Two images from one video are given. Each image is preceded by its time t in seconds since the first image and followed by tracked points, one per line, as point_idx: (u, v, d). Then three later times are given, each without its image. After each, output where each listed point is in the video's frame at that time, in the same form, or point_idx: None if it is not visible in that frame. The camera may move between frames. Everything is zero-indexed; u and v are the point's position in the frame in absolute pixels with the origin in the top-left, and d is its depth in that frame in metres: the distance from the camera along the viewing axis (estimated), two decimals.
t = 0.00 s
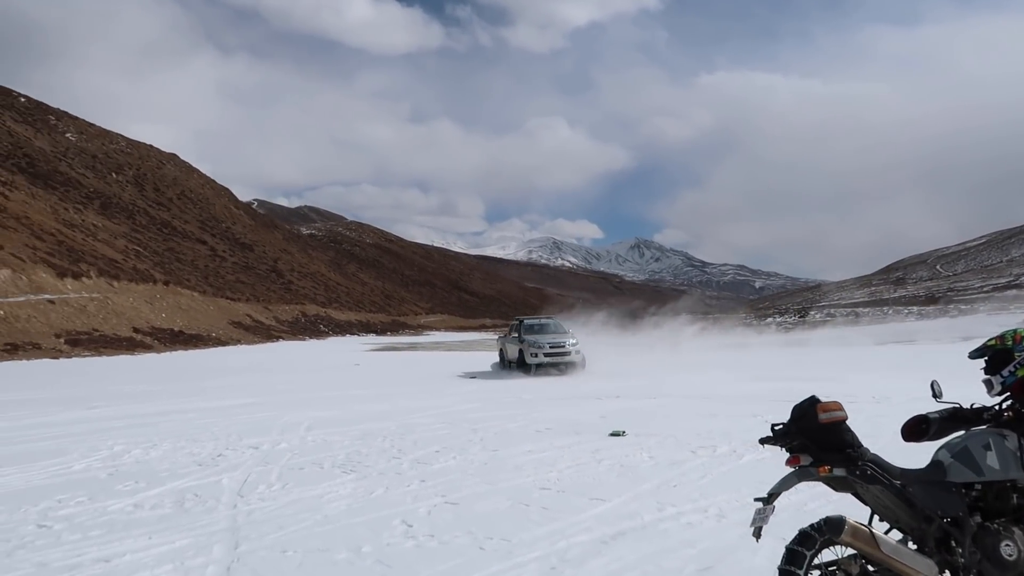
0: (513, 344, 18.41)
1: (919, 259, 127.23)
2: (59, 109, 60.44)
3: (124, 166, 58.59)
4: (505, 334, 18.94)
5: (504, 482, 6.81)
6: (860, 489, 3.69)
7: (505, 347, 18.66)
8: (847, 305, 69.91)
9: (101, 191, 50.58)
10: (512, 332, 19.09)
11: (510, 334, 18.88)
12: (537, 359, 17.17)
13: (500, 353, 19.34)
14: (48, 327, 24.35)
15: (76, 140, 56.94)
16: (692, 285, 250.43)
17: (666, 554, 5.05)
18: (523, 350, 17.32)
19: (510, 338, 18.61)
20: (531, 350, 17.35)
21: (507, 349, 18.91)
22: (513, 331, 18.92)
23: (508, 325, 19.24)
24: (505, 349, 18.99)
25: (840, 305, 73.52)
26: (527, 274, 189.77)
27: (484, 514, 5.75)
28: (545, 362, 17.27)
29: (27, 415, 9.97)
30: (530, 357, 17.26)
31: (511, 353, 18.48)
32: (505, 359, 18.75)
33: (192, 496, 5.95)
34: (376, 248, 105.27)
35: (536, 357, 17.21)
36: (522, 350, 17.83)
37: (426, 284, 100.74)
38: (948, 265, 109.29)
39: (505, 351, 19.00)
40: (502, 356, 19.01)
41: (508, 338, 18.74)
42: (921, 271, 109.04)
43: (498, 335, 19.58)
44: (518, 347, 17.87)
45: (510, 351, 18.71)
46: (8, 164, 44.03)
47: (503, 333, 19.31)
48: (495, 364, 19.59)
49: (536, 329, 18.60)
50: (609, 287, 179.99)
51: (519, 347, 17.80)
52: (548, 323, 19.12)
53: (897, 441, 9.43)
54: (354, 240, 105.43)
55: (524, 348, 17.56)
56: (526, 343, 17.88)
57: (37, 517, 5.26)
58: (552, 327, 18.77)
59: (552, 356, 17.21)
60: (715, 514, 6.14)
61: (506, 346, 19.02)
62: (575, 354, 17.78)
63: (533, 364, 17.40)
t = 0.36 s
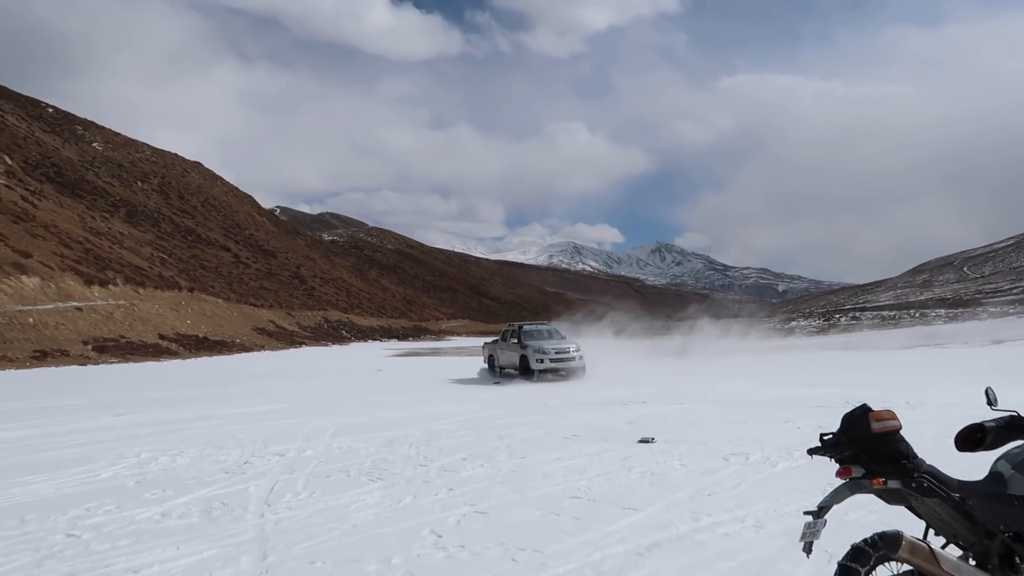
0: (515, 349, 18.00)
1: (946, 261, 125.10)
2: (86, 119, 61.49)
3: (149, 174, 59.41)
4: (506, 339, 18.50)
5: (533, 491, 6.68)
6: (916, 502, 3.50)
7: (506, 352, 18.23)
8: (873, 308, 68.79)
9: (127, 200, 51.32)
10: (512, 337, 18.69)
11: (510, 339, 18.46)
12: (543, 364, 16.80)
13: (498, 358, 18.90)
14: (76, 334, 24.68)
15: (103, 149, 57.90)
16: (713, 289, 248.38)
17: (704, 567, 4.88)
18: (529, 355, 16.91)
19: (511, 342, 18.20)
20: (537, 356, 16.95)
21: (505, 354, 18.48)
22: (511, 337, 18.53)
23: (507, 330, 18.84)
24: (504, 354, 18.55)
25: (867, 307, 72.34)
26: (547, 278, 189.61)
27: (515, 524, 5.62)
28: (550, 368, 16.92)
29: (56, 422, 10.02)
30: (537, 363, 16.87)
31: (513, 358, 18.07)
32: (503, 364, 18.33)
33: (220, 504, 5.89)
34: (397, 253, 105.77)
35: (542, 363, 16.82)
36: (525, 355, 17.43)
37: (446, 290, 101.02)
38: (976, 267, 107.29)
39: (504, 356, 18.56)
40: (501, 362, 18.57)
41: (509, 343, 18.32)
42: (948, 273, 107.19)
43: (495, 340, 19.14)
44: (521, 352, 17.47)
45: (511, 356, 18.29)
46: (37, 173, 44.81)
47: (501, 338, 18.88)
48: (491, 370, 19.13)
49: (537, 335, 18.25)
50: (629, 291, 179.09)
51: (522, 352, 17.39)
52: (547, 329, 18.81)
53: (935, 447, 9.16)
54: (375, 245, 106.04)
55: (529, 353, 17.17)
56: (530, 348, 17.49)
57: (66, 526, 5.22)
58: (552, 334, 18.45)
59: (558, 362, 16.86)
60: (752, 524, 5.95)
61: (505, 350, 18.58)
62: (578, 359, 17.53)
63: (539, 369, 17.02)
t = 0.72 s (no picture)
0: (514, 350, 17.70)
1: (968, 258, 123.27)
2: (106, 123, 62.21)
3: (168, 177, 59.96)
4: (503, 339, 18.15)
5: (554, 492, 6.58)
6: (958, 506, 3.36)
7: (504, 352, 17.89)
8: (894, 307, 67.83)
9: (146, 203, 51.82)
10: (507, 338, 18.37)
11: (507, 340, 18.13)
12: (547, 365, 16.58)
13: (492, 359, 18.51)
14: (96, 335, 24.90)
15: (121, 152, 58.52)
16: (730, 288, 246.62)
17: (732, 571, 4.75)
18: (532, 355, 16.63)
19: (509, 343, 17.87)
20: (540, 356, 16.70)
21: (501, 355, 18.15)
22: (504, 338, 18.22)
23: (501, 331, 18.49)
24: (500, 355, 18.20)
25: (887, 305, 71.32)
26: (563, 277, 189.34)
27: (537, 526, 5.52)
28: (552, 368, 16.73)
29: (76, 423, 10.07)
30: (539, 364, 16.62)
31: (511, 359, 17.75)
32: (499, 365, 18.00)
33: (238, 505, 5.84)
34: (412, 254, 106.03)
35: (545, 363, 16.60)
36: (525, 356, 17.15)
37: (462, 290, 101.16)
38: (999, 265, 105.59)
39: (499, 357, 18.22)
40: (496, 362, 18.20)
41: (506, 344, 17.99)
42: (970, 270, 105.66)
43: (488, 340, 18.73)
44: (522, 353, 17.18)
45: (508, 357, 17.97)
46: (57, 177, 45.37)
47: (496, 339, 18.51)
48: (483, 371, 18.71)
49: (534, 335, 18.03)
50: (645, 290, 178.21)
51: (524, 353, 17.10)
52: (540, 330, 18.63)
53: (964, 447, 8.94)
54: (391, 246, 106.39)
55: (531, 354, 16.90)
56: (531, 349, 17.24)
57: (85, 527, 5.19)
58: (547, 335, 18.28)
59: (560, 363, 16.70)
60: (779, 527, 5.80)
61: (500, 351, 18.24)
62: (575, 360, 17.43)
63: (541, 370, 16.79)
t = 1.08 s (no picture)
0: (517, 348, 17.29)
1: (998, 255, 120.80)
2: (131, 124, 63.11)
3: (192, 177, 60.64)
4: (503, 337, 17.69)
5: (582, 492, 6.43)
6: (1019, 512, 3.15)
7: (505, 350, 17.44)
8: (921, 304, 66.54)
9: (171, 203, 52.44)
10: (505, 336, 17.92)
11: (507, 337, 17.67)
12: (555, 365, 16.35)
13: (488, 357, 17.98)
14: (122, 333, 25.18)
15: (147, 153, 59.30)
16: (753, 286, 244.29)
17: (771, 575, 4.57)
18: (539, 354, 16.29)
19: (510, 341, 17.44)
20: (548, 356, 16.42)
21: (500, 353, 17.69)
22: (502, 336, 17.79)
23: (497, 328, 18.01)
24: (499, 352, 17.73)
25: (915, 303, 69.97)
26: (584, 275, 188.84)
27: (566, 527, 5.36)
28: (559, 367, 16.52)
29: (102, 420, 10.12)
30: (547, 363, 16.34)
31: (513, 358, 17.33)
32: (499, 364, 17.57)
33: (262, 503, 5.77)
34: (433, 253, 106.34)
35: (553, 363, 16.35)
36: (530, 355, 16.82)
37: (483, 288, 101.24)
38: None
39: (498, 355, 17.74)
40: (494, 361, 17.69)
41: (507, 342, 17.54)
42: (1000, 267, 103.50)
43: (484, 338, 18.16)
44: (527, 351, 16.81)
45: (508, 356, 17.53)
46: (84, 178, 46.08)
47: (493, 337, 17.99)
48: (477, 369, 18.12)
49: (533, 334, 17.68)
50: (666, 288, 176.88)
51: (529, 351, 16.74)
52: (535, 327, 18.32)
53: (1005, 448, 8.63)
54: (412, 245, 106.78)
55: (537, 352, 16.57)
56: (535, 347, 16.93)
57: (110, 524, 5.15)
58: (545, 333, 18.01)
59: (568, 362, 16.52)
60: (817, 530, 5.60)
61: (498, 350, 17.78)
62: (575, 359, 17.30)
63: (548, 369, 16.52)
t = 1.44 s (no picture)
0: (524, 347, 17.04)
1: None
2: (155, 126, 63.95)
3: (215, 178, 61.28)
4: (507, 337, 17.35)
5: (609, 492, 6.28)
6: None
7: (510, 349, 17.13)
8: (948, 302, 65.35)
9: (194, 203, 53.02)
10: (508, 335, 17.60)
11: (511, 337, 17.35)
12: (567, 363, 16.27)
13: (490, 357, 17.59)
14: (146, 332, 25.46)
15: (170, 154, 60.05)
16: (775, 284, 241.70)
17: None
18: (552, 352, 16.12)
19: (516, 340, 17.15)
20: (560, 353, 16.32)
21: (503, 353, 17.37)
22: (503, 335, 17.53)
23: (498, 327, 17.64)
24: (504, 352, 17.40)
25: (943, 301, 68.65)
26: (605, 273, 188.14)
27: (593, 530, 5.21)
28: (570, 365, 16.48)
29: (127, 418, 10.16)
30: (558, 362, 16.26)
31: (519, 357, 17.07)
32: (504, 363, 17.29)
33: (285, 503, 5.69)
34: (454, 252, 106.59)
35: (564, 361, 16.27)
36: (538, 354, 16.66)
37: (504, 287, 101.29)
38: None
39: (502, 355, 17.43)
40: (498, 361, 17.33)
41: (512, 341, 17.23)
42: None
43: (484, 337, 17.73)
44: (536, 350, 16.61)
45: (513, 355, 17.25)
46: (109, 179, 46.76)
47: (494, 336, 17.62)
48: (479, 369, 17.67)
49: (537, 332, 17.49)
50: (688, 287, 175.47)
51: (539, 350, 16.52)
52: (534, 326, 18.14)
53: None
54: (433, 244, 107.12)
55: (548, 351, 16.38)
56: (544, 346, 16.77)
57: (131, 523, 5.10)
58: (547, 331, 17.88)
59: (578, 361, 16.55)
60: (854, 534, 5.39)
61: (501, 349, 17.46)
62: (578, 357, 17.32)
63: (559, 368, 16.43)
